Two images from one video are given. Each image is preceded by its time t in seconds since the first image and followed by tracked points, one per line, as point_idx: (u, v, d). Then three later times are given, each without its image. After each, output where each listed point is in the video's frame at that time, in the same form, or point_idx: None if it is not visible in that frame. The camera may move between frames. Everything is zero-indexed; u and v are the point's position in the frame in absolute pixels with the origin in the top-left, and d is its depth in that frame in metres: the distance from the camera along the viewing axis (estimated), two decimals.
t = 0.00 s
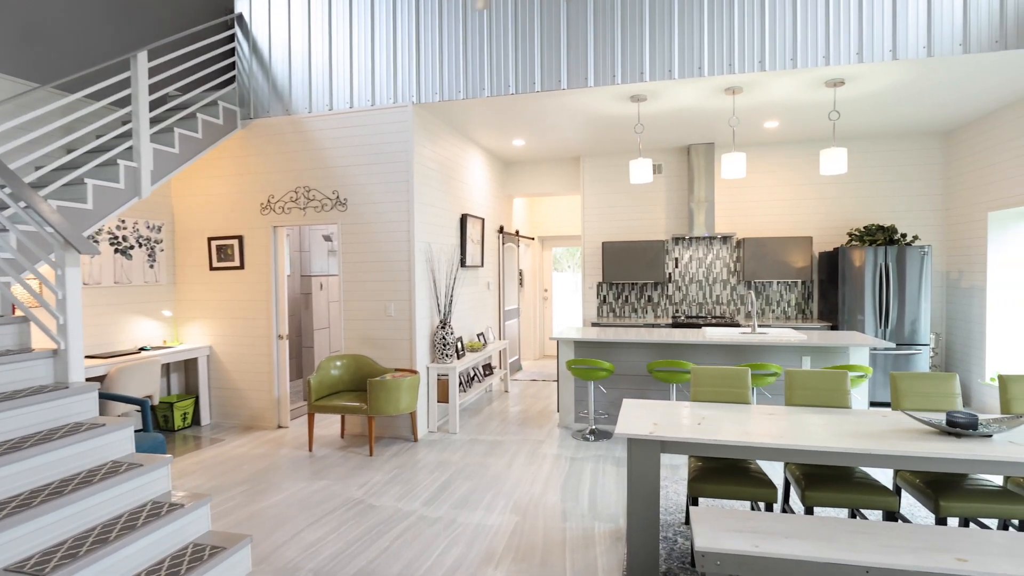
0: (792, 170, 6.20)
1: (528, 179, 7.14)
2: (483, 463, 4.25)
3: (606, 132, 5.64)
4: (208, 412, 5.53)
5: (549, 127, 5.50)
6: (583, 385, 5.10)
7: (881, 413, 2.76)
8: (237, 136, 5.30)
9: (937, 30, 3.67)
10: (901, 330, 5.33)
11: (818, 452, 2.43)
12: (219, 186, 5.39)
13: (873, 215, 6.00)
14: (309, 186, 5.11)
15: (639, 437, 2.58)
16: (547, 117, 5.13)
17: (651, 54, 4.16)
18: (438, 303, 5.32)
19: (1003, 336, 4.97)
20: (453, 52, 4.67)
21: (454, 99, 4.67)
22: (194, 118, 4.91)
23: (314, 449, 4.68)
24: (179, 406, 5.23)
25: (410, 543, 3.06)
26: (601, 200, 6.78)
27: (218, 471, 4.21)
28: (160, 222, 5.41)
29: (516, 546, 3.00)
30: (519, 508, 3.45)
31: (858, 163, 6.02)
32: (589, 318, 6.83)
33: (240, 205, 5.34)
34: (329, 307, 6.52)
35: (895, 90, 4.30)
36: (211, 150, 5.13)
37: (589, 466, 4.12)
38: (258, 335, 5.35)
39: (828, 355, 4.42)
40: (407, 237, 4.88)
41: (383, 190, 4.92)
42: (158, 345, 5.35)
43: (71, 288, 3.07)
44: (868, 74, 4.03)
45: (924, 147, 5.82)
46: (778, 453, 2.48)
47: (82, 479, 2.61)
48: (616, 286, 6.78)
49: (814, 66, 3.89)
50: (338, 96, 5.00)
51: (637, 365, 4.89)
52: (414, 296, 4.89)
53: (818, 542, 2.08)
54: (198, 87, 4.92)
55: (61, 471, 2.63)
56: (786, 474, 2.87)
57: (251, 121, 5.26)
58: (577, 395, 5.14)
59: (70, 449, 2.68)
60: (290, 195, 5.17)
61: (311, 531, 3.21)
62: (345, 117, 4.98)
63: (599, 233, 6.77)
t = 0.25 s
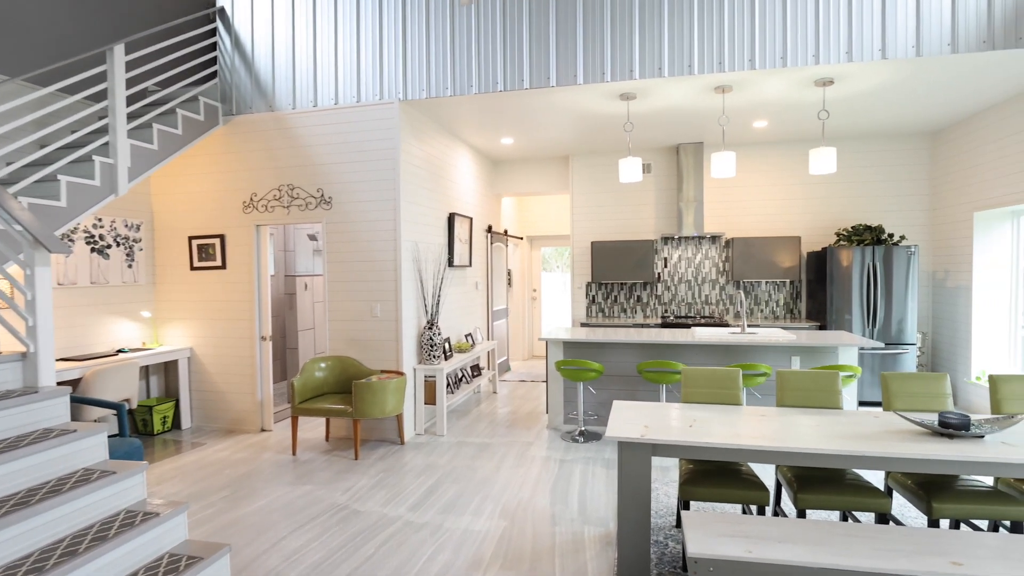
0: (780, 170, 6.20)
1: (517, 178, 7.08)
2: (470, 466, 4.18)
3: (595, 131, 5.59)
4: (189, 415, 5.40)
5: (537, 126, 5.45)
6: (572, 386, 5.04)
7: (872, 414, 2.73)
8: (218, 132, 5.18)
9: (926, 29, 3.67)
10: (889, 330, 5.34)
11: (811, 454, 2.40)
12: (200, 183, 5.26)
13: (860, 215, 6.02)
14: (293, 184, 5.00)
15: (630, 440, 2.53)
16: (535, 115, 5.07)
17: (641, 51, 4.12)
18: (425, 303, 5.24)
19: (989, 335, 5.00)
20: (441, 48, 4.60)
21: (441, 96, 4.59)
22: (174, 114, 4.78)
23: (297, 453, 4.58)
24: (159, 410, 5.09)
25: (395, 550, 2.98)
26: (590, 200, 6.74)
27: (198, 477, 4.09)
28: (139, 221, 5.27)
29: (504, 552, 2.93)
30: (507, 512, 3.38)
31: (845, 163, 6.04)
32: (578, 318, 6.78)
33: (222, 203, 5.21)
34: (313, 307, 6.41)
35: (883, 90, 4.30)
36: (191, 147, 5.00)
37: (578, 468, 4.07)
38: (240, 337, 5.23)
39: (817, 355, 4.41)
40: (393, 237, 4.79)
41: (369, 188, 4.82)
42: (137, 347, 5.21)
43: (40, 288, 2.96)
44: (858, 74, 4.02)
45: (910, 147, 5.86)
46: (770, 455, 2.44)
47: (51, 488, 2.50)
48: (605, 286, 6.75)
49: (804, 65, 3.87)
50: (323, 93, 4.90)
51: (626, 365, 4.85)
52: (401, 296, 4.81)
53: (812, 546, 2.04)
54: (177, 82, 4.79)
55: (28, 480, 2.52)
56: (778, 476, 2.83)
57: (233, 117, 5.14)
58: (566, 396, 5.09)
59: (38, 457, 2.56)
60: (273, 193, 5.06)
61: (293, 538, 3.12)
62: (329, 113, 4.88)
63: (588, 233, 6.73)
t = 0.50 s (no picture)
0: (766, 170, 6.21)
1: (503, 177, 7.02)
2: (456, 469, 4.11)
3: (583, 130, 5.55)
4: (166, 420, 5.25)
5: (524, 124, 5.39)
6: (559, 387, 4.99)
7: (862, 415, 2.71)
8: (197, 128, 5.04)
9: (913, 30, 3.67)
10: (874, 329, 5.37)
11: (802, 457, 2.36)
12: (178, 181, 5.12)
13: (845, 216, 6.05)
14: (275, 182, 4.89)
15: (619, 444, 2.48)
16: (522, 113, 5.02)
17: (628, 49, 4.08)
18: (409, 304, 5.15)
19: (972, 335, 5.04)
20: (426, 44, 4.52)
21: (427, 93, 4.51)
22: (151, 109, 4.64)
23: (279, 457, 4.47)
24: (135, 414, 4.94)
25: (379, 557, 2.90)
26: (577, 199, 6.70)
27: (174, 483, 3.97)
28: (114, 219, 5.11)
29: (490, 558, 2.86)
30: (494, 517, 3.32)
31: (831, 163, 6.06)
32: (565, 318, 6.74)
33: (201, 201, 5.08)
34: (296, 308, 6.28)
35: (869, 90, 4.31)
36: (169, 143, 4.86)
37: (566, 471, 4.02)
38: (220, 338, 5.10)
39: (804, 355, 4.41)
40: (377, 236, 4.70)
41: (352, 186, 4.73)
42: (112, 349, 5.05)
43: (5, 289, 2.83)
44: (845, 74, 4.01)
45: (894, 148, 5.90)
46: (760, 458, 2.41)
47: (15, 498, 2.39)
48: (592, 286, 6.71)
49: (792, 64, 3.85)
50: (305, 89, 4.80)
51: (614, 366, 4.81)
52: (385, 297, 4.72)
53: (804, 551, 2.00)
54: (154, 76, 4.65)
55: None
56: (768, 479, 2.80)
57: (213, 113, 5.01)
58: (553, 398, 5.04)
59: (1, 466, 2.44)
60: (254, 191, 4.94)
61: (273, 547, 3.02)
62: (312, 110, 4.78)
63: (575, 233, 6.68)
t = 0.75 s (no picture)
0: (752, 170, 6.22)
1: (489, 176, 6.95)
2: (441, 473, 4.03)
3: (569, 128, 5.50)
4: (142, 424, 5.10)
5: (510, 122, 5.32)
6: (546, 389, 4.93)
7: (850, 417, 2.69)
8: (174, 124, 4.90)
9: (898, 30, 3.67)
10: (858, 329, 5.40)
11: (792, 459, 2.33)
12: (154, 178, 4.97)
13: (829, 216, 6.08)
14: (254, 180, 4.77)
15: (607, 447, 2.42)
16: (508, 110, 4.95)
17: (615, 46, 4.03)
18: (393, 304, 5.06)
19: (954, 334, 5.09)
20: (410, 40, 4.44)
21: (411, 90, 4.43)
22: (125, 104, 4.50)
23: (258, 462, 4.35)
24: (109, 418, 4.78)
25: (361, 565, 2.82)
26: (564, 199, 6.66)
27: (149, 490, 3.84)
28: (87, 217, 4.95)
29: (476, 564, 2.80)
30: (479, 521, 3.25)
31: (815, 164, 6.09)
32: (551, 318, 6.69)
33: (178, 199, 4.94)
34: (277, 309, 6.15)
35: (855, 90, 4.32)
36: (144, 139, 4.71)
37: (552, 474, 3.96)
38: (197, 340, 4.96)
39: (790, 355, 4.40)
40: (360, 235, 4.61)
41: (334, 184, 4.62)
42: (85, 351, 4.89)
43: None
44: (831, 73, 4.01)
45: (878, 149, 5.94)
46: (750, 461, 2.37)
47: None
48: (578, 286, 6.67)
49: (779, 62, 3.84)
50: (286, 85, 4.68)
51: (601, 367, 4.76)
52: (368, 297, 4.62)
53: (796, 556, 1.96)
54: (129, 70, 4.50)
55: None
56: (757, 481, 2.77)
57: (190, 109, 4.88)
58: (539, 399, 4.98)
59: None
60: (233, 188, 4.81)
61: (251, 556, 2.92)
62: (293, 106, 4.67)
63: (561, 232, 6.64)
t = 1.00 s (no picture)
0: (739, 170, 6.22)
1: (476, 175, 6.88)
2: (427, 477, 3.95)
3: (557, 127, 5.45)
4: (118, 429, 4.95)
5: (497, 121, 5.26)
6: (534, 390, 4.88)
7: (841, 418, 2.66)
8: (151, 120, 4.76)
9: (886, 31, 3.67)
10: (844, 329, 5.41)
11: (784, 462, 2.29)
12: (130, 175, 4.83)
13: (815, 217, 6.10)
14: (235, 177, 4.65)
15: (597, 452, 2.37)
16: (495, 109, 4.89)
17: (603, 44, 3.99)
18: (378, 305, 4.97)
19: (938, 334, 5.12)
20: (395, 35, 4.35)
21: (396, 87, 4.34)
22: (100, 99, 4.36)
23: (239, 467, 4.24)
24: (83, 423, 4.63)
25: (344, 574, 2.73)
26: (551, 198, 6.61)
27: (124, 497, 3.71)
28: (60, 216, 4.79)
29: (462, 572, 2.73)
30: (466, 527, 3.18)
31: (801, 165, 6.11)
32: (538, 319, 6.63)
33: (155, 197, 4.80)
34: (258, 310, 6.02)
35: (842, 90, 4.32)
36: (120, 136, 4.57)
37: (540, 477, 3.90)
38: (176, 342, 4.83)
39: (778, 355, 4.39)
40: (344, 235, 4.51)
41: (317, 183, 4.52)
42: (58, 354, 4.73)
43: None
44: (819, 73, 4.01)
45: (863, 150, 5.97)
46: (742, 464, 2.33)
47: None
48: (566, 286, 6.62)
49: (767, 62, 3.82)
50: (267, 81, 4.57)
51: (589, 368, 4.72)
52: (352, 298, 4.53)
53: (790, 562, 1.92)
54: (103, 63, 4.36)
55: None
56: (748, 484, 2.73)
57: (168, 104, 4.74)
58: (527, 401, 4.92)
59: None
60: (212, 186, 4.69)
61: (229, 566, 2.82)
62: (274, 102, 4.56)
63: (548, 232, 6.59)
